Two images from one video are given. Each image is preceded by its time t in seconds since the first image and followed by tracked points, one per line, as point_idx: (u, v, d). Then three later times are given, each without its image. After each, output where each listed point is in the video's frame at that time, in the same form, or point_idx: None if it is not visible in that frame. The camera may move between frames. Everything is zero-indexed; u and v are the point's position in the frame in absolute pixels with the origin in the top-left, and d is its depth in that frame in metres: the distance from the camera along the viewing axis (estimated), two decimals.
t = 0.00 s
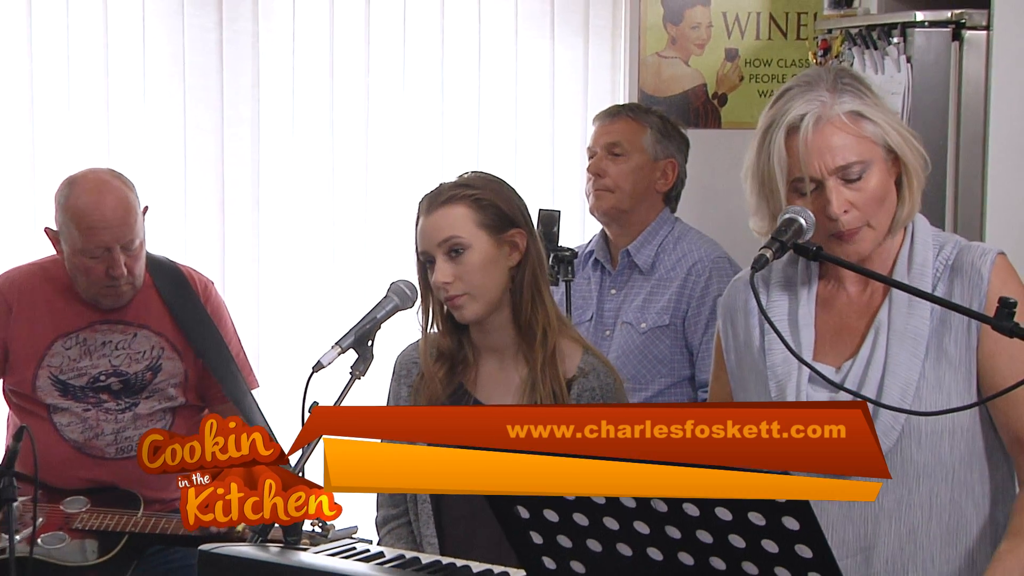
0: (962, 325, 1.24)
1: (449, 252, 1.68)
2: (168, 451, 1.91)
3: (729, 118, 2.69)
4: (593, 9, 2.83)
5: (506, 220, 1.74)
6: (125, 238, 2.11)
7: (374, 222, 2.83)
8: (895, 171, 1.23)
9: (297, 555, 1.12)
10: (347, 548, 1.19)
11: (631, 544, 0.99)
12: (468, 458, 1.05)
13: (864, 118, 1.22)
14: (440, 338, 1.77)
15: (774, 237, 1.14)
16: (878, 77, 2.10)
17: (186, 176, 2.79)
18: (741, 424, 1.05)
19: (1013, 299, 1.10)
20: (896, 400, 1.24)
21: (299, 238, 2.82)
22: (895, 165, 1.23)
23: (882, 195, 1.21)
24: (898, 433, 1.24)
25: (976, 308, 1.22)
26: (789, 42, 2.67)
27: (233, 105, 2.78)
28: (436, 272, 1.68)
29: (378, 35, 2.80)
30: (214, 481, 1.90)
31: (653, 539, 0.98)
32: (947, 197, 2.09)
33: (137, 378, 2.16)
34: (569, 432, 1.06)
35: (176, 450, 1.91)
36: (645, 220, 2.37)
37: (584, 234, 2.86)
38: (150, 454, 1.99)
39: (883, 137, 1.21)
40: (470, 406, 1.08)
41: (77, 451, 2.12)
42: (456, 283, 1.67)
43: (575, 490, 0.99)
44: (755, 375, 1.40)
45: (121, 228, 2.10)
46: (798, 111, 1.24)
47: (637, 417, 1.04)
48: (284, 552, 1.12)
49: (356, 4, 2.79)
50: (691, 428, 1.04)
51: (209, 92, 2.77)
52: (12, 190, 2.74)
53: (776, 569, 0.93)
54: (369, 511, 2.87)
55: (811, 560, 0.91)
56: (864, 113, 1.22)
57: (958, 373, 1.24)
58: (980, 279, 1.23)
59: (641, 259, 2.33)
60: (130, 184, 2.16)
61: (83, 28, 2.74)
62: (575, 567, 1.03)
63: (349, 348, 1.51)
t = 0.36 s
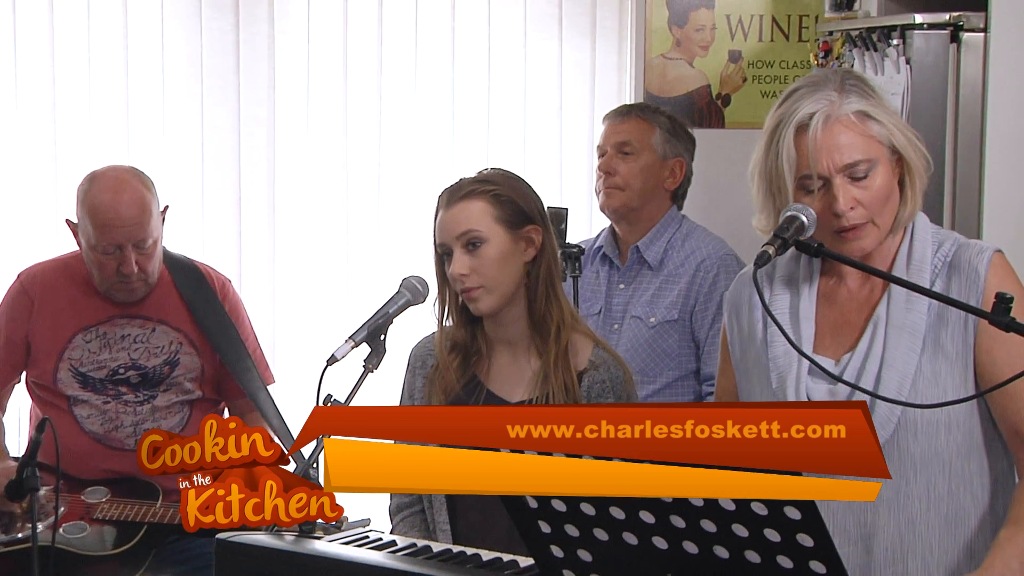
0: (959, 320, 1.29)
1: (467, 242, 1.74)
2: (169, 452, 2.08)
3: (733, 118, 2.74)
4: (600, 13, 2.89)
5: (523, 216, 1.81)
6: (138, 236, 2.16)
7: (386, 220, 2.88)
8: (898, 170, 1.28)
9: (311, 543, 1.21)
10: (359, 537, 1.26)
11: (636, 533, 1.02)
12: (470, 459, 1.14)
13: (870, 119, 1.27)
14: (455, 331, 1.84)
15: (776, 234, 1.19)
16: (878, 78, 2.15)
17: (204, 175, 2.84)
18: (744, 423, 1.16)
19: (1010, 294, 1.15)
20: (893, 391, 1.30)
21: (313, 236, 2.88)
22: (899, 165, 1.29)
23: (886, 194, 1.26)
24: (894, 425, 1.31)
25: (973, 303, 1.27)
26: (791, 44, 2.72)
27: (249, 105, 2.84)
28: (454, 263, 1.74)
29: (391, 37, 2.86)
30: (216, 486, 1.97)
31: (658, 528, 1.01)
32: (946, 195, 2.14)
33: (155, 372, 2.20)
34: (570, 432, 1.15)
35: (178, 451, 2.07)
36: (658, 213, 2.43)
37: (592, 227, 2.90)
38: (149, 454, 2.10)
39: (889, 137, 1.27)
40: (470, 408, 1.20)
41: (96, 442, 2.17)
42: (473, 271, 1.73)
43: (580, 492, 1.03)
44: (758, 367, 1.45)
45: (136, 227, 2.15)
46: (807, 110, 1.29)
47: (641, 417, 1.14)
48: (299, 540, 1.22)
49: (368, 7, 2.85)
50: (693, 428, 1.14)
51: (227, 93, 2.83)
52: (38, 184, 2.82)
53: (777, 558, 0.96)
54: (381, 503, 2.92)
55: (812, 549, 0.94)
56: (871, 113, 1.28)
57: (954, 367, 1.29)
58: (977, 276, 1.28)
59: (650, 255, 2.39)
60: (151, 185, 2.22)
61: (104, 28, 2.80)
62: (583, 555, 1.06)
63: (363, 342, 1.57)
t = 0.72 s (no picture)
0: (959, 316, 1.34)
1: (476, 241, 1.79)
2: (168, 453, 2.17)
3: (736, 120, 2.80)
4: (606, 20, 2.91)
5: (528, 217, 1.86)
6: (158, 237, 2.21)
7: (397, 220, 2.94)
8: (900, 171, 1.33)
9: (324, 534, 1.31)
10: (374, 528, 1.35)
11: (641, 525, 1.07)
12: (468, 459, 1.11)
13: (875, 118, 1.32)
14: (460, 328, 1.89)
15: (780, 233, 1.23)
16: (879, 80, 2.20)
17: (222, 175, 2.91)
18: (740, 424, 1.09)
19: (1008, 291, 1.18)
20: (894, 385, 1.34)
21: (326, 235, 2.94)
22: (902, 166, 1.33)
23: (884, 192, 1.32)
24: (895, 418, 1.35)
25: (973, 299, 1.32)
26: (793, 47, 2.77)
27: (265, 107, 2.91)
28: (460, 262, 1.80)
29: (403, 40, 2.92)
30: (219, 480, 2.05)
31: (663, 520, 1.05)
32: (945, 194, 2.20)
33: (174, 366, 2.28)
34: (569, 432, 1.08)
35: (178, 452, 2.17)
36: (657, 216, 2.49)
37: (598, 229, 2.95)
38: (148, 456, 2.20)
39: (892, 138, 1.32)
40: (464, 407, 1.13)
41: (117, 435, 2.24)
42: (479, 271, 1.78)
43: (584, 488, 1.06)
44: (763, 360, 1.49)
45: (156, 228, 2.20)
46: (812, 103, 1.35)
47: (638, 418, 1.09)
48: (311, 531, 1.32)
49: (381, 11, 2.91)
50: (691, 429, 1.08)
51: (244, 95, 2.90)
52: (59, 186, 2.89)
53: (780, 549, 1.00)
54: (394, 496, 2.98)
55: (813, 540, 0.98)
56: (876, 112, 1.33)
57: (953, 361, 1.34)
58: (977, 271, 1.34)
59: (655, 253, 2.44)
60: (173, 186, 2.27)
61: (125, 31, 2.87)
62: (590, 546, 1.11)
63: (375, 338, 1.63)
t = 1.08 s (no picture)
0: (962, 325, 1.34)
1: (488, 246, 1.84)
2: (168, 453, 2.24)
3: (741, 123, 2.86)
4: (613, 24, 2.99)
5: (536, 219, 1.90)
6: (180, 236, 2.27)
7: (411, 221, 3.00)
8: (895, 169, 1.34)
9: (340, 526, 1.37)
10: (386, 520, 1.41)
11: (648, 517, 1.10)
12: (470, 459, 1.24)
13: (874, 109, 1.34)
14: (472, 325, 1.95)
15: (783, 233, 1.27)
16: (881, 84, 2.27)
17: (241, 175, 2.97)
18: (740, 424, 1.19)
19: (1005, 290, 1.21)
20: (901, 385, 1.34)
21: (340, 236, 3.01)
22: (897, 165, 1.34)
23: (873, 180, 1.32)
24: (901, 427, 1.36)
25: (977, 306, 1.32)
26: (796, 52, 2.84)
27: (282, 111, 2.97)
28: (469, 267, 1.85)
29: (417, 45, 2.97)
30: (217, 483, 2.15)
31: (669, 512, 1.08)
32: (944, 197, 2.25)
33: (194, 363, 2.34)
34: (570, 432, 1.21)
35: (177, 452, 2.24)
36: (666, 215, 2.54)
37: (606, 230, 3.01)
38: (147, 455, 2.25)
39: (888, 132, 1.33)
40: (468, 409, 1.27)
41: (138, 429, 2.30)
42: (489, 274, 1.84)
43: (597, 488, 1.11)
44: (769, 366, 1.49)
45: (177, 227, 2.25)
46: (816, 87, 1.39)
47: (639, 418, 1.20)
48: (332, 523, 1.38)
49: (395, 17, 2.96)
50: (692, 428, 1.19)
51: (261, 99, 2.96)
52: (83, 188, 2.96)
53: (784, 541, 1.03)
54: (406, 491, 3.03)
55: (816, 532, 1.00)
56: (876, 105, 1.34)
57: (957, 371, 1.34)
58: (978, 283, 1.33)
59: (660, 253, 2.51)
60: (191, 187, 2.32)
61: (147, 37, 2.93)
62: (598, 538, 1.13)
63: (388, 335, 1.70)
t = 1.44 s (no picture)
0: (953, 321, 1.38)
1: (489, 245, 1.89)
2: (168, 454, 2.30)
3: (745, 126, 2.92)
4: (620, 28, 3.04)
5: (537, 220, 1.95)
6: (197, 235, 2.33)
7: (423, 222, 3.06)
8: (885, 171, 1.39)
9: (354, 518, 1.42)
10: (400, 513, 1.47)
11: (655, 511, 1.14)
12: (471, 458, 1.30)
13: (865, 112, 1.40)
14: (480, 324, 2.00)
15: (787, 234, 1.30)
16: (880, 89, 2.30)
17: (257, 176, 3.04)
18: (739, 424, 1.26)
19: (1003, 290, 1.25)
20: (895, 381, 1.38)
21: (353, 236, 3.07)
22: (887, 167, 1.39)
23: (864, 180, 1.37)
24: (895, 423, 1.39)
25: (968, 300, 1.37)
26: (799, 57, 2.92)
27: (298, 114, 3.03)
28: (471, 263, 1.90)
29: (429, 49, 3.03)
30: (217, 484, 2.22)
31: (676, 506, 1.13)
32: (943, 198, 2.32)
33: (212, 360, 2.41)
34: (569, 431, 1.29)
35: (177, 453, 2.31)
36: (668, 217, 2.60)
37: (613, 231, 3.07)
38: (147, 455, 2.28)
39: (879, 134, 1.39)
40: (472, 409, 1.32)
41: (158, 424, 2.37)
42: (489, 271, 1.89)
43: (609, 490, 1.16)
44: (767, 370, 1.53)
45: (194, 227, 2.31)
46: (809, 89, 1.44)
47: (638, 419, 1.27)
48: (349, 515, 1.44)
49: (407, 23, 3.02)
50: (691, 428, 1.26)
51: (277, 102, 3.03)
52: (104, 189, 3.03)
53: (786, 534, 1.07)
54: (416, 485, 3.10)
55: (817, 525, 1.05)
56: (867, 108, 1.40)
57: (947, 366, 1.38)
58: (967, 282, 1.38)
59: (663, 252, 2.56)
60: (209, 188, 2.37)
61: (166, 41, 2.99)
62: (606, 531, 1.18)
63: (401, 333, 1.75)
